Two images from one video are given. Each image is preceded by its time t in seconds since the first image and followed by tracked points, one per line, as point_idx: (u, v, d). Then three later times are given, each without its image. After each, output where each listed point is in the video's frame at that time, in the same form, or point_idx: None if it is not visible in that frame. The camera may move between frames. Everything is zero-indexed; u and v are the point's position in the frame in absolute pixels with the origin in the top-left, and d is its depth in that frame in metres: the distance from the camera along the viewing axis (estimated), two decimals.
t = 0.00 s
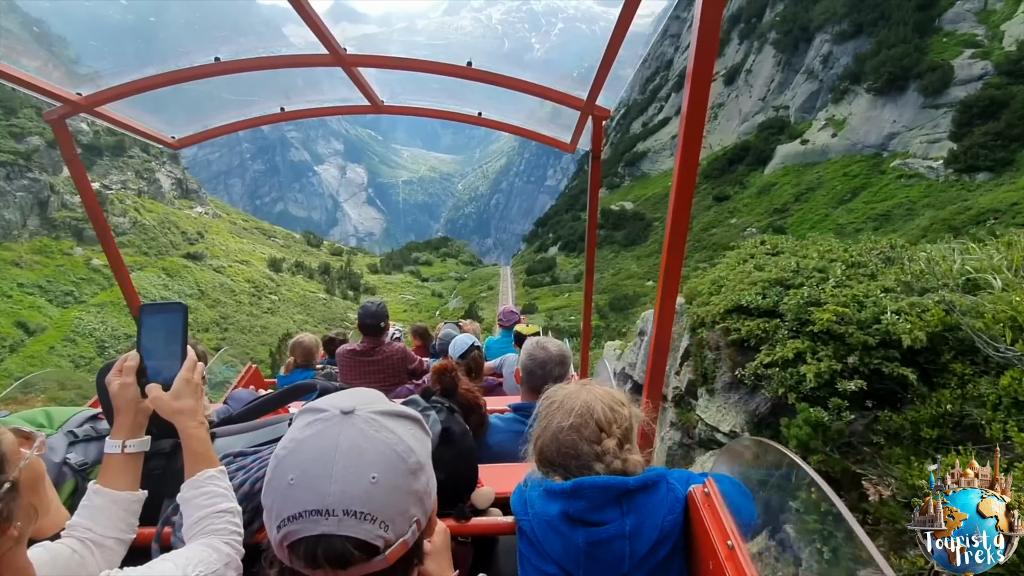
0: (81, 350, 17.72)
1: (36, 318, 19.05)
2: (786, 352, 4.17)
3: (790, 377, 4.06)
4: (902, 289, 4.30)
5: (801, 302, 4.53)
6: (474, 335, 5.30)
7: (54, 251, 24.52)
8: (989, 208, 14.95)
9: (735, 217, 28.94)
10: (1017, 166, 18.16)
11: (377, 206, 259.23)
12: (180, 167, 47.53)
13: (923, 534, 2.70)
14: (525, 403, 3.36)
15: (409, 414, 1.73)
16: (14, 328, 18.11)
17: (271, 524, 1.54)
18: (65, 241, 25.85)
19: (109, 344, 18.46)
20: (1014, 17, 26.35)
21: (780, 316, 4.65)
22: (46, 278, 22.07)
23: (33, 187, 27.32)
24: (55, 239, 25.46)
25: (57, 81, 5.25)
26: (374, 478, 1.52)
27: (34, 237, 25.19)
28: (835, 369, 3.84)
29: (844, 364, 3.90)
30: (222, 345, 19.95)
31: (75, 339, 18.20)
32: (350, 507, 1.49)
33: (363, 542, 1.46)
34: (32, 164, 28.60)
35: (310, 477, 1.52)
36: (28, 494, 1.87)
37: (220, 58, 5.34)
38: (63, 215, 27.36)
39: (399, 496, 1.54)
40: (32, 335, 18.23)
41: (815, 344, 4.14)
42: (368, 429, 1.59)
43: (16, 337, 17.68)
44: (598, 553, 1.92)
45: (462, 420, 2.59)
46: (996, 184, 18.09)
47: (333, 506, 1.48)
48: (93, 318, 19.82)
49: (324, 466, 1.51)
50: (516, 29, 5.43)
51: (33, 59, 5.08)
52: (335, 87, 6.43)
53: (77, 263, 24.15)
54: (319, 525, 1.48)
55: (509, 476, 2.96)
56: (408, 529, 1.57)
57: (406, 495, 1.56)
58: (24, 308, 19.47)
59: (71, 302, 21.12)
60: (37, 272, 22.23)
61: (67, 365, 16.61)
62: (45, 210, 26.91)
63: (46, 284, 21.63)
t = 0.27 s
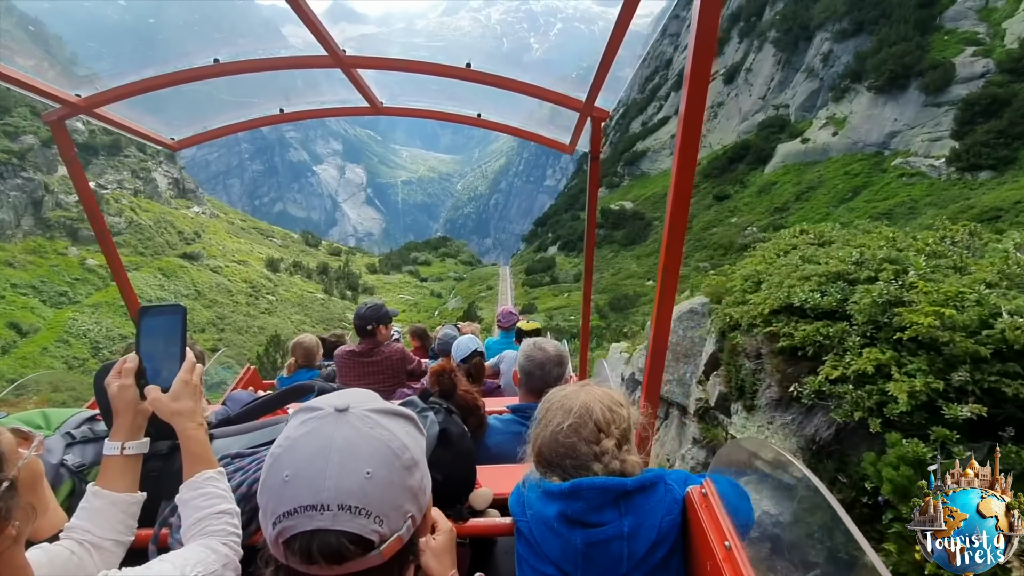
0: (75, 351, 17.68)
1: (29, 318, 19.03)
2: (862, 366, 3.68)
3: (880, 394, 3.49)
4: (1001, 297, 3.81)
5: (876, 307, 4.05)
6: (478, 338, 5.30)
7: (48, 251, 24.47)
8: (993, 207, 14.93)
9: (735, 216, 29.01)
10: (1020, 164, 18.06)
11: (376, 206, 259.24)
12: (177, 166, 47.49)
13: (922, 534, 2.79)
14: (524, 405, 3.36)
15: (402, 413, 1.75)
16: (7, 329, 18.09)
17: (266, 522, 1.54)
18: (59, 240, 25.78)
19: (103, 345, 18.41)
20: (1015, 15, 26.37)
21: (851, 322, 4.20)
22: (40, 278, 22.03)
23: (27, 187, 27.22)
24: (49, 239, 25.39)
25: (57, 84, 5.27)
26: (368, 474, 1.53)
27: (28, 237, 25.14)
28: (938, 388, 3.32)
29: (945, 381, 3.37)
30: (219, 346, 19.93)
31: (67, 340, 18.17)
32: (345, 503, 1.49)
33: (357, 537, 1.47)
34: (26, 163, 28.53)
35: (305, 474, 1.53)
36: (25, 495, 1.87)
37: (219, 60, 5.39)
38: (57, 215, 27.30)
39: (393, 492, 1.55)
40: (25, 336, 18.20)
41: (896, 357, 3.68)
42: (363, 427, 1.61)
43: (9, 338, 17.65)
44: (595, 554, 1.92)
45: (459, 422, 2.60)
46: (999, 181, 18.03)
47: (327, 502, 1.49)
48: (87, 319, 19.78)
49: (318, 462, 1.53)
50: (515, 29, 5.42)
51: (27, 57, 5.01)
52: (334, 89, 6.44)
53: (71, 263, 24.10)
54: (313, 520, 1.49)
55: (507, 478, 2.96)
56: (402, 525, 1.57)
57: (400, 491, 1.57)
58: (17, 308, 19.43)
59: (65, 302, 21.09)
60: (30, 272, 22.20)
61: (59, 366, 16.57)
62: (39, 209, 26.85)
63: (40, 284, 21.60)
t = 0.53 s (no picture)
0: (69, 352, 17.63)
1: (23, 320, 19.01)
2: (996, 390, 3.06)
3: None
4: None
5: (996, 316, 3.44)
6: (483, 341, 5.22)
7: (42, 252, 24.40)
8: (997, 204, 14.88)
9: (737, 215, 29.06)
10: None
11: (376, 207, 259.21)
12: (174, 166, 47.43)
13: (923, 534, 3.02)
14: (524, 406, 3.35)
15: (399, 413, 1.76)
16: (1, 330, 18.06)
17: (265, 521, 1.55)
18: (54, 241, 25.71)
19: (97, 347, 18.34)
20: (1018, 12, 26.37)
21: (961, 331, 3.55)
22: (35, 279, 21.99)
23: (22, 187, 27.08)
24: (44, 240, 25.31)
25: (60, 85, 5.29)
26: (366, 472, 1.53)
27: (23, 237, 25.08)
28: None
29: None
30: (217, 347, 19.93)
31: (62, 341, 18.13)
32: (342, 501, 1.50)
33: (354, 535, 1.47)
34: (22, 163, 28.46)
35: (303, 473, 1.53)
36: (26, 497, 1.87)
37: (220, 62, 5.46)
38: (52, 215, 27.23)
39: (390, 490, 1.55)
40: (19, 337, 18.18)
41: None
42: (360, 426, 1.62)
43: (3, 339, 17.62)
44: (594, 555, 1.92)
45: (458, 423, 2.60)
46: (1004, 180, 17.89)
47: (324, 500, 1.49)
48: (82, 320, 19.74)
49: (316, 462, 1.54)
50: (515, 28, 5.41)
51: (23, 56, 4.97)
52: (334, 90, 6.47)
53: (66, 263, 24.05)
54: (311, 518, 1.49)
55: (507, 479, 2.95)
56: (400, 524, 1.57)
57: (398, 489, 1.57)
58: (11, 309, 19.40)
59: (60, 303, 21.06)
60: (25, 273, 22.14)
61: (53, 368, 16.52)
62: (34, 209, 26.77)
63: (35, 285, 21.55)
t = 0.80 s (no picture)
0: (64, 355, 17.60)
1: (18, 322, 19.01)
2: None
3: None
4: None
5: None
6: (479, 341, 5.35)
7: (38, 252, 24.34)
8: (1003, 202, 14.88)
9: (738, 215, 29.16)
10: None
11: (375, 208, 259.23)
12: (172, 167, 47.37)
13: (923, 534, 3.26)
14: (524, 407, 3.36)
15: (401, 412, 1.77)
16: None
17: (268, 517, 1.56)
18: (50, 241, 25.65)
19: (93, 349, 18.30)
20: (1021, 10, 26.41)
21: None
22: (30, 280, 21.98)
23: (17, 187, 26.96)
24: (40, 240, 25.24)
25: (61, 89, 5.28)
26: (369, 468, 1.54)
27: (19, 238, 25.02)
28: None
29: None
30: (215, 349, 19.95)
31: (57, 343, 18.09)
32: (345, 496, 1.51)
33: (357, 529, 1.48)
34: (17, 163, 28.37)
35: (306, 469, 1.55)
36: (28, 499, 1.88)
37: (221, 65, 5.45)
38: (48, 215, 27.15)
39: (392, 487, 1.56)
40: (13, 339, 18.19)
41: None
42: (362, 423, 1.63)
43: None
44: (595, 556, 1.92)
45: (459, 424, 2.60)
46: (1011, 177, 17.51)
47: (327, 495, 1.50)
48: (78, 322, 19.74)
49: (319, 458, 1.55)
50: (512, 29, 5.44)
51: (19, 56, 4.95)
52: (334, 91, 6.47)
53: (62, 264, 24.01)
54: (314, 513, 1.50)
55: (507, 481, 2.96)
56: (402, 520, 1.57)
57: (400, 486, 1.58)
58: (5, 310, 19.39)
59: (56, 305, 21.02)
60: (20, 274, 22.11)
61: (48, 370, 16.50)
62: (30, 209, 26.70)
63: (30, 286, 21.54)
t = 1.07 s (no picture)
0: (58, 358, 17.61)
1: (11, 326, 19.04)
2: None
3: None
4: None
5: None
6: (473, 344, 5.25)
7: (32, 255, 24.32)
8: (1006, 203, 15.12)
9: (739, 216, 29.30)
10: None
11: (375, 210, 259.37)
12: (170, 169, 47.32)
13: (924, 534, 2.92)
14: (524, 412, 3.36)
15: (401, 416, 1.76)
16: None
17: (270, 521, 1.56)
18: (45, 244, 25.61)
19: (87, 352, 18.29)
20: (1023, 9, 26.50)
21: None
22: (25, 282, 21.98)
23: (13, 188, 26.87)
24: (35, 243, 25.20)
25: (63, 94, 5.30)
26: (369, 473, 1.54)
27: (13, 240, 24.98)
28: None
29: None
30: (212, 352, 19.96)
31: (50, 347, 18.11)
32: (346, 500, 1.51)
33: (358, 534, 1.48)
34: (12, 165, 28.28)
35: (307, 473, 1.55)
36: (29, 504, 1.88)
37: (222, 70, 5.41)
38: (43, 217, 27.09)
39: (393, 490, 1.56)
40: (7, 343, 18.21)
41: None
42: (363, 427, 1.63)
43: None
44: (596, 560, 1.92)
45: (459, 428, 2.60)
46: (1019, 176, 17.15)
47: (328, 500, 1.51)
48: (72, 325, 19.78)
49: (320, 462, 1.55)
50: (512, 32, 5.44)
51: (16, 59, 4.92)
52: (334, 97, 6.47)
53: (58, 267, 24.00)
54: (315, 517, 1.50)
55: (507, 484, 2.96)
56: (403, 524, 1.57)
57: (400, 490, 1.58)
58: None
59: (50, 307, 21.03)
60: (15, 276, 22.09)
61: (41, 375, 16.51)
62: (25, 212, 26.65)
63: (24, 289, 21.55)
